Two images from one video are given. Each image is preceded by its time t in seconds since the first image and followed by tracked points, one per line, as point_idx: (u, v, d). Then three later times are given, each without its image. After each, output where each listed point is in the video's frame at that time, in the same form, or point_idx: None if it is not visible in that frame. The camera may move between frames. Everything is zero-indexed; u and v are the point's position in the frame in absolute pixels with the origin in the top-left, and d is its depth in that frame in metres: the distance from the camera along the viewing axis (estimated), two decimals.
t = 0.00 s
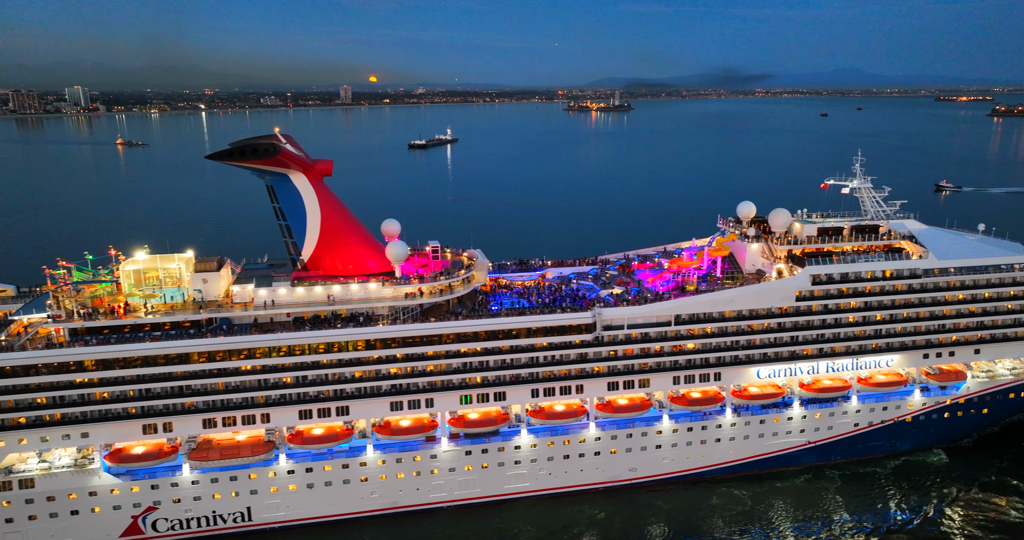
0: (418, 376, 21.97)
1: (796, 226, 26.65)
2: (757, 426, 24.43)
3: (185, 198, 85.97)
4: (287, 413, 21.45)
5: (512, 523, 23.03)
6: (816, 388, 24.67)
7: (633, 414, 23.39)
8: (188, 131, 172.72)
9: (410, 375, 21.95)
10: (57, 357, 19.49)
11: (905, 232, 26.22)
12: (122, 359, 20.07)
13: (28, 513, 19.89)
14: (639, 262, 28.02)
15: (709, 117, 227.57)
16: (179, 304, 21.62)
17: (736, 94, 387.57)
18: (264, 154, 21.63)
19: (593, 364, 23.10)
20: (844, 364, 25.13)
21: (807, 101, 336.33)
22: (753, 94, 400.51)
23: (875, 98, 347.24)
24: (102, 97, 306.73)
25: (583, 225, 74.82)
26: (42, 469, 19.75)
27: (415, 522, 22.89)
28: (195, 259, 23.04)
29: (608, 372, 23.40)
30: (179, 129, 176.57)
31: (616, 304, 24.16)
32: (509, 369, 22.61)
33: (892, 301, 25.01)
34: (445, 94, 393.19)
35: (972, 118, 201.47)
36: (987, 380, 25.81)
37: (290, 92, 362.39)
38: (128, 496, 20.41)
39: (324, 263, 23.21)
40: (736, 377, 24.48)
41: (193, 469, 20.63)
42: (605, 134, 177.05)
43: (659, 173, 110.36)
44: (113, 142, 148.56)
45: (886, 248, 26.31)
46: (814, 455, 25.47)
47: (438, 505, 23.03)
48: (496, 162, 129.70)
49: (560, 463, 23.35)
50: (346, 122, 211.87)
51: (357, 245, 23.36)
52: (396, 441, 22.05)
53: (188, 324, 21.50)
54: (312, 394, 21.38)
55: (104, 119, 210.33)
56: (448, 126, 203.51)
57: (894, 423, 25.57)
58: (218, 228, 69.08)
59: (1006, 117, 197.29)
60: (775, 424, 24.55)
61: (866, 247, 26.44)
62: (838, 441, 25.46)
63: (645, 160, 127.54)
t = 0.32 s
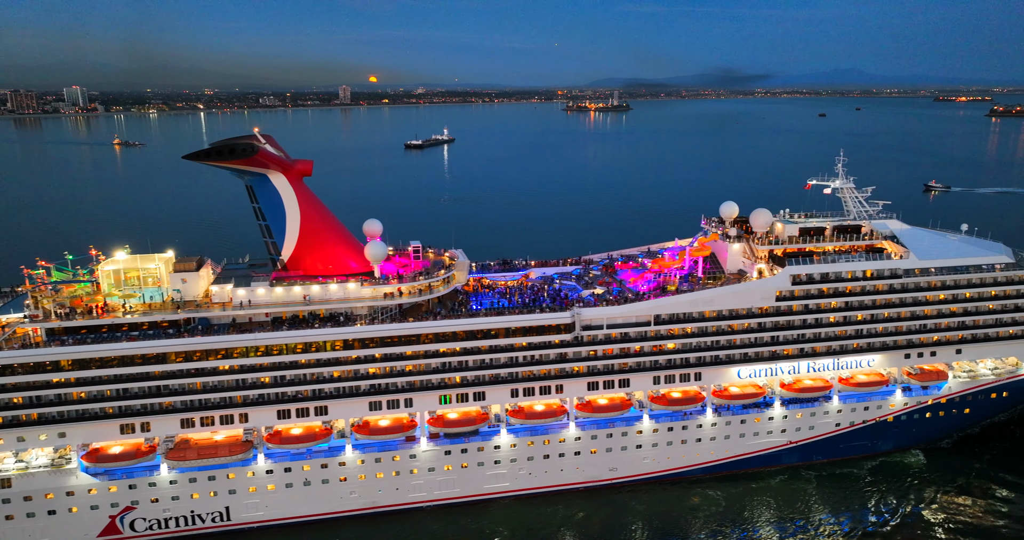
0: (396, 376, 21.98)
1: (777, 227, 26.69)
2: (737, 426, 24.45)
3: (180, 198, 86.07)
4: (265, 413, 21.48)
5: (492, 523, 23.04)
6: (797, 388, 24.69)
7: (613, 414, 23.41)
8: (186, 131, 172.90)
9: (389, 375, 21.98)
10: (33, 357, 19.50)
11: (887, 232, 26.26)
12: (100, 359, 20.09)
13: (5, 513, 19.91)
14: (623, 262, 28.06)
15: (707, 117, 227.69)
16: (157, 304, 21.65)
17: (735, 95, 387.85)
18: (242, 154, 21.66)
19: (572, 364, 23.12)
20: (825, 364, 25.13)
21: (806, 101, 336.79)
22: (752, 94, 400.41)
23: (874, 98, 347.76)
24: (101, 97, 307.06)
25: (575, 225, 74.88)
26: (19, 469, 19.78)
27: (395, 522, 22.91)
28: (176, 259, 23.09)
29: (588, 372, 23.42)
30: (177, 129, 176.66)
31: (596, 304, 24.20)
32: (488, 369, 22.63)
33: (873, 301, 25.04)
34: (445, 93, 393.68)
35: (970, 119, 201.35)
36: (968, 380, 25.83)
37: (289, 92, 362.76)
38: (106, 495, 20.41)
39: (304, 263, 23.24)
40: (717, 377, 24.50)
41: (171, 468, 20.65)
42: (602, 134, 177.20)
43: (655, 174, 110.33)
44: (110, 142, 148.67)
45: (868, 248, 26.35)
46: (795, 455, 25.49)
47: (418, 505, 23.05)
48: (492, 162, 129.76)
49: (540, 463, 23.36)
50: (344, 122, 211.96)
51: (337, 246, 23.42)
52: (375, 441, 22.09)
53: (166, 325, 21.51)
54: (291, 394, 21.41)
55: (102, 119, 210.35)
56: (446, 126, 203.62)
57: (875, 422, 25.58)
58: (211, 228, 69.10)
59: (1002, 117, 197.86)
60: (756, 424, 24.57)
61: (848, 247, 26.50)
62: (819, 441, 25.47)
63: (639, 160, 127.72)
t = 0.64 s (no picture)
0: (375, 376, 21.99)
1: (759, 227, 26.72)
2: (718, 425, 24.47)
3: (174, 198, 86.03)
4: (243, 413, 21.51)
5: (472, 523, 23.04)
6: (777, 388, 24.70)
7: (593, 414, 23.44)
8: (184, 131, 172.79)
9: (368, 375, 22.00)
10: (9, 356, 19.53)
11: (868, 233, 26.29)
12: (76, 358, 20.09)
13: None
14: (606, 262, 28.08)
15: (705, 117, 227.68)
16: (136, 304, 21.73)
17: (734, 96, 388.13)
18: (220, 154, 21.66)
19: (552, 364, 23.13)
20: (806, 364, 25.14)
21: (805, 102, 337.51)
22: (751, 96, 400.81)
23: (873, 98, 348.76)
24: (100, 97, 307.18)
25: (569, 225, 74.89)
26: None
27: (375, 522, 22.92)
28: (156, 259, 23.10)
29: (567, 372, 23.41)
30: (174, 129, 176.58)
31: (576, 304, 24.22)
32: (467, 369, 22.63)
33: (854, 302, 25.07)
34: (444, 93, 394.30)
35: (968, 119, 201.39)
36: (949, 380, 25.85)
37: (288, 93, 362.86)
38: (83, 495, 20.40)
39: (284, 263, 23.28)
40: (697, 377, 24.51)
41: (149, 468, 20.65)
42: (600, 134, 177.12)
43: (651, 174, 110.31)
44: (107, 142, 148.53)
45: (850, 247, 26.39)
46: (776, 455, 25.52)
47: (397, 505, 23.07)
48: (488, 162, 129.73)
49: (520, 462, 23.37)
50: (342, 122, 211.82)
51: (316, 246, 23.46)
52: (353, 440, 22.12)
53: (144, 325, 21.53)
54: (269, 393, 21.43)
55: (100, 119, 210.01)
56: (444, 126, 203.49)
57: (857, 423, 25.59)
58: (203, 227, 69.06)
59: (998, 118, 198.44)
60: (736, 424, 24.59)
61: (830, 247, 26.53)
62: (800, 440, 25.48)
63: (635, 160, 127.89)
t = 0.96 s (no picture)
0: (354, 375, 22.02)
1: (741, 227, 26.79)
2: (699, 425, 24.47)
3: (168, 197, 86.06)
4: (222, 412, 21.52)
5: (452, 523, 23.04)
6: (758, 388, 24.70)
7: (573, 414, 23.47)
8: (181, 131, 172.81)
9: (346, 374, 22.02)
10: None
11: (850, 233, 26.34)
12: (52, 358, 20.09)
13: None
14: (589, 262, 28.10)
15: (702, 117, 227.78)
16: (115, 304, 21.76)
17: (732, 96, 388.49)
18: (198, 154, 21.68)
19: (532, 364, 23.16)
20: (787, 364, 25.13)
21: (803, 102, 337.82)
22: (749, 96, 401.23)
23: (870, 99, 349.94)
24: (99, 98, 307.27)
25: (562, 225, 74.93)
26: None
27: (355, 522, 22.93)
28: (135, 260, 23.11)
29: (547, 372, 23.43)
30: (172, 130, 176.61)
31: (556, 304, 24.24)
32: (447, 369, 22.65)
33: (835, 301, 25.09)
34: (443, 93, 394.94)
35: (965, 119, 201.52)
36: (931, 380, 25.87)
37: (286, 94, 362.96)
38: (61, 495, 20.43)
39: (264, 263, 23.30)
40: (678, 377, 24.50)
41: (127, 468, 20.66)
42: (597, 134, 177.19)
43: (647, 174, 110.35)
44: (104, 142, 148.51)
45: (832, 248, 26.44)
46: (757, 455, 25.53)
47: (377, 505, 23.08)
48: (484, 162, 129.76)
49: (500, 462, 23.37)
50: (340, 122, 211.80)
51: (296, 246, 23.49)
52: (332, 440, 22.14)
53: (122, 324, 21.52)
54: (247, 393, 21.43)
55: (98, 119, 209.83)
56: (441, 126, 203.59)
57: (839, 423, 25.60)
58: (196, 227, 69.02)
59: (995, 118, 198.66)
60: (717, 424, 24.59)
61: (812, 247, 26.57)
62: (782, 440, 25.50)
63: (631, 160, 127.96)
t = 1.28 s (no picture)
0: (333, 375, 22.06)
1: (723, 227, 26.86)
2: (680, 425, 24.49)
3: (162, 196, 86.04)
4: (200, 412, 21.53)
5: (432, 522, 23.05)
6: (739, 387, 24.72)
7: (553, 414, 23.48)
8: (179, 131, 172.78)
9: (325, 374, 22.05)
10: None
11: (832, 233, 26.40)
12: (29, 358, 20.14)
13: None
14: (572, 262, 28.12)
15: (700, 118, 227.96)
16: (93, 304, 21.75)
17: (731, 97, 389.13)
18: (175, 154, 21.69)
19: (511, 364, 23.19)
20: (768, 364, 25.12)
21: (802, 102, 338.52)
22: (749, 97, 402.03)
23: (868, 99, 351.08)
24: (99, 98, 307.69)
25: (555, 225, 74.99)
26: None
27: (334, 521, 22.93)
28: (115, 260, 23.11)
29: (527, 372, 23.45)
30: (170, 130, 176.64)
31: (536, 304, 24.27)
32: (426, 368, 22.68)
33: (816, 302, 25.11)
34: (443, 93, 397.86)
35: (963, 119, 201.77)
36: (913, 380, 25.87)
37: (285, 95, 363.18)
38: (39, 494, 20.45)
39: (244, 263, 23.34)
40: (659, 376, 24.49)
41: (105, 468, 20.68)
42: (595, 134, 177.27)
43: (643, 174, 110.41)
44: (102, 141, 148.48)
45: (814, 248, 26.50)
46: (739, 455, 25.53)
47: (356, 505, 23.09)
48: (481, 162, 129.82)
49: (480, 462, 23.38)
50: (338, 122, 211.72)
51: (276, 246, 23.52)
52: (311, 440, 22.14)
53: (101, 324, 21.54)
54: (225, 393, 21.45)
55: (96, 119, 209.63)
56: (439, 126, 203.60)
57: (820, 423, 25.61)
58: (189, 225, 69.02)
59: (993, 118, 198.80)
60: (699, 424, 24.61)
61: (793, 247, 26.62)
62: (763, 440, 25.49)
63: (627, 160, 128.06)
